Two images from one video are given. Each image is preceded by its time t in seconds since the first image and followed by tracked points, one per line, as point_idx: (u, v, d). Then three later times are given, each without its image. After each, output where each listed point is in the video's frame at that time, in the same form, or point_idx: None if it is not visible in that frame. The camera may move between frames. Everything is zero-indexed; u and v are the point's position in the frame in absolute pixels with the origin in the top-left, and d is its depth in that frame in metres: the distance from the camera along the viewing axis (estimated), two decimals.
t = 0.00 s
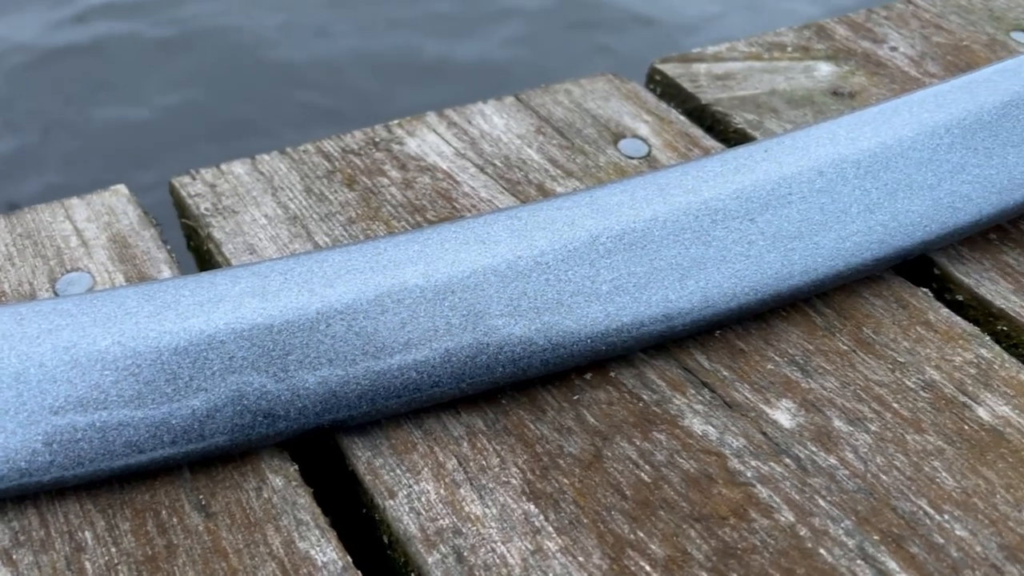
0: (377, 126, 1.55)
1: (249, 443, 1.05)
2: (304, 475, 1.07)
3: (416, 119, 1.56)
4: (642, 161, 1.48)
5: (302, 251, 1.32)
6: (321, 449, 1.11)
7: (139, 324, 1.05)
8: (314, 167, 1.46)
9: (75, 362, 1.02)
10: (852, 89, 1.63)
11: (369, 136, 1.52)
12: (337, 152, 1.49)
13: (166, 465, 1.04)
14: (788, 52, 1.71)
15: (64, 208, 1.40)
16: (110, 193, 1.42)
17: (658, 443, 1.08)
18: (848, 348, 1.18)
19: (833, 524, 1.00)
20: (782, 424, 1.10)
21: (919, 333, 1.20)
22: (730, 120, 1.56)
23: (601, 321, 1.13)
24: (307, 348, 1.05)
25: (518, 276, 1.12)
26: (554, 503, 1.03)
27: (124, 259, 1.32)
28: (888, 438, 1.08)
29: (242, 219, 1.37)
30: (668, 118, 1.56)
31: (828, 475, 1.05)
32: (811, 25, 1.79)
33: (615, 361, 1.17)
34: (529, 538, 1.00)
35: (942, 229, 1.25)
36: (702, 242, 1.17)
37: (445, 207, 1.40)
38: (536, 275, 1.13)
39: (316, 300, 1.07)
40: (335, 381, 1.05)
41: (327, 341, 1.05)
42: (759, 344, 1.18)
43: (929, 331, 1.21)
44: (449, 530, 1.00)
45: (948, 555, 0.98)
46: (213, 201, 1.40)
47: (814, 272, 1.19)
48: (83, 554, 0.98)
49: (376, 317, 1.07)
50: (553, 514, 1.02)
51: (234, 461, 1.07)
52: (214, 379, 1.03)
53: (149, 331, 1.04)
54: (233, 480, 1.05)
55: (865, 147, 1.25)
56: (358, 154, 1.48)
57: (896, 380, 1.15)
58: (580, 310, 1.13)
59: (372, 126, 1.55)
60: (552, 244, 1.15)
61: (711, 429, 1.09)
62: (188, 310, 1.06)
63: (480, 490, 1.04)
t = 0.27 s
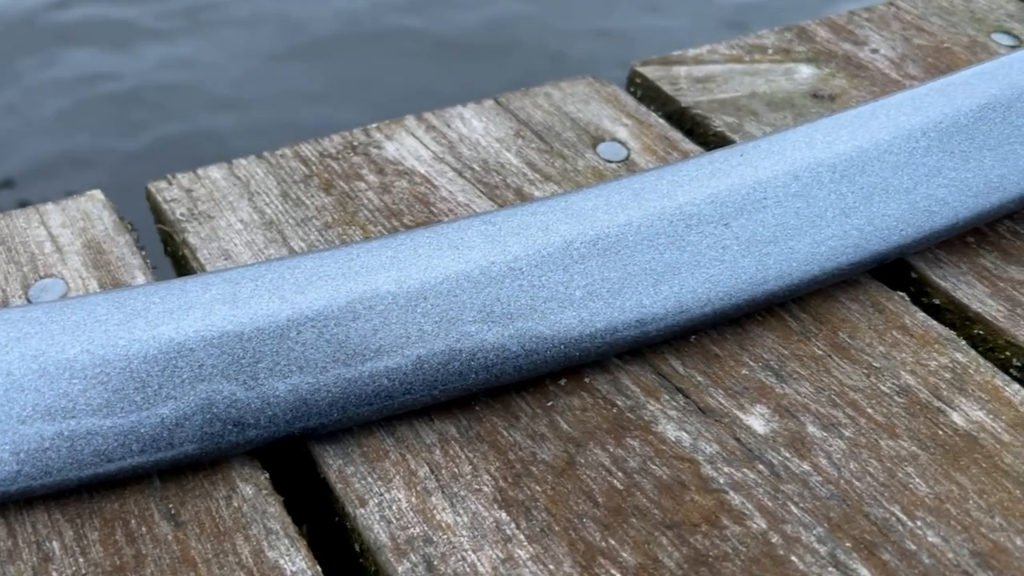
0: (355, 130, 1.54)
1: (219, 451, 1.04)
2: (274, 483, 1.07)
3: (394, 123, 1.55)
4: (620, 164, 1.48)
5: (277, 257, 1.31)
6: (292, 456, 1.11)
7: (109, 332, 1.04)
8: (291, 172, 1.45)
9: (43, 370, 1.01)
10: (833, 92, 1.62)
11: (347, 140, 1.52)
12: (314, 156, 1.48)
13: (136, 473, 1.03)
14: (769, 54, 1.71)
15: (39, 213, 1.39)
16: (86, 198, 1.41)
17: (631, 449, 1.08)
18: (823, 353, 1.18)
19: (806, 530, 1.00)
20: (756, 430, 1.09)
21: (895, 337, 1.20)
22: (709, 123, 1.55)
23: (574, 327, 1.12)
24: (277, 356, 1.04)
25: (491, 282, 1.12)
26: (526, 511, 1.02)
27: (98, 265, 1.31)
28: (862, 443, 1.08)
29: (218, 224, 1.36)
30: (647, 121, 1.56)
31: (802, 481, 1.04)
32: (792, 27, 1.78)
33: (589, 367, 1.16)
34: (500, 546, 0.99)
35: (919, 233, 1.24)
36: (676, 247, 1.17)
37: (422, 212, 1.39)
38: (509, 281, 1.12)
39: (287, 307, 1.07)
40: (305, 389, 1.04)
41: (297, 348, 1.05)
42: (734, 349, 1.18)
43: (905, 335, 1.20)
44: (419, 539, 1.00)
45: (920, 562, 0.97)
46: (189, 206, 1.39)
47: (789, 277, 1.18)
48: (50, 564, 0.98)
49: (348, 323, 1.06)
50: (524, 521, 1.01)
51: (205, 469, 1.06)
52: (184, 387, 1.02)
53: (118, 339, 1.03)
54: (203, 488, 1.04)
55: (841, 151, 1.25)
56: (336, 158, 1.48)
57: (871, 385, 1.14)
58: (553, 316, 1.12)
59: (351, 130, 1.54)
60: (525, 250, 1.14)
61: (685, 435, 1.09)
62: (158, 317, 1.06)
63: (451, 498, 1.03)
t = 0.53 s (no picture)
0: (332, 135, 1.54)
1: (188, 461, 1.04)
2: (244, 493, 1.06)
3: (371, 128, 1.55)
4: (597, 170, 1.47)
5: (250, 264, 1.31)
6: (264, 463, 1.10)
7: (75, 342, 1.03)
8: (266, 178, 1.44)
9: (8, 381, 1.00)
10: (811, 96, 1.62)
11: (323, 145, 1.51)
12: (290, 162, 1.47)
13: (103, 484, 1.03)
14: (748, 58, 1.71)
15: (12, 220, 1.38)
16: (59, 206, 1.41)
17: (602, 457, 1.07)
18: (797, 360, 1.17)
19: (776, 539, 1.00)
20: (728, 437, 1.09)
21: (869, 343, 1.20)
22: (687, 128, 1.55)
23: (545, 335, 1.12)
24: (245, 365, 1.04)
25: (462, 290, 1.11)
26: (495, 521, 1.02)
27: (71, 272, 1.31)
28: (834, 451, 1.08)
29: (192, 231, 1.36)
30: (625, 126, 1.55)
31: (772, 490, 1.04)
32: (772, 31, 1.78)
33: (562, 374, 1.16)
34: (469, 557, 0.99)
35: (893, 238, 1.24)
36: (648, 254, 1.16)
37: (398, 218, 1.38)
38: (480, 289, 1.11)
39: (256, 316, 1.06)
40: (274, 398, 1.04)
41: (266, 358, 1.04)
42: (707, 356, 1.18)
43: (879, 341, 1.20)
44: (388, 549, 0.99)
45: (890, 570, 0.97)
46: (163, 213, 1.39)
47: (761, 284, 1.18)
48: None
49: (317, 332, 1.06)
50: (493, 531, 1.01)
51: (174, 479, 1.05)
52: (151, 397, 1.02)
53: (85, 349, 1.02)
54: (171, 499, 1.04)
55: (816, 157, 1.25)
56: (312, 164, 1.47)
57: (844, 392, 1.14)
58: (525, 324, 1.12)
59: (327, 136, 1.54)
60: (497, 257, 1.14)
61: (656, 443, 1.08)
62: (125, 326, 1.05)
63: (420, 508, 1.02)
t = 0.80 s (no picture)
0: (308, 142, 1.53)
1: (155, 473, 1.03)
2: (213, 505, 1.06)
3: (348, 134, 1.54)
4: (574, 176, 1.47)
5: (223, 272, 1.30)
6: (235, 474, 1.10)
7: (42, 353, 1.03)
8: (241, 185, 1.44)
9: None
10: (790, 101, 1.62)
11: (299, 152, 1.51)
12: (265, 169, 1.47)
13: (70, 496, 1.02)
14: (727, 62, 1.70)
15: None
16: (33, 214, 1.40)
17: (573, 467, 1.07)
18: (770, 368, 1.17)
19: (745, 549, 0.99)
20: (699, 446, 1.09)
21: (843, 350, 1.19)
22: (665, 133, 1.55)
23: (517, 343, 1.11)
24: (213, 376, 1.03)
25: (433, 299, 1.10)
26: (465, 532, 1.01)
27: (43, 281, 1.30)
28: (805, 459, 1.07)
29: (165, 239, 1.35)
30: (602, 132, 1.55)
31: (743, 499, 1.04)
32: (752, 35, 1.78)
33: (534, 384, 1.15)
34: (437, 568, 0.98)
35: (867, 245, 1.24)
36: (620, 262, 1.16)
37: (373, 225, 1.38)
38: (451, 297, 1.11)
39: (224, 326, 1.06)
40: (242, 409, 1.04)
41: (234, 368, 1.04)
42: (680, 363, 1.17)
43: (852, 349, 1.20)
44: (356, 561, 0.99)
45: None
46: (138, 221, 1.38)
47: (734, 291, 1.18)
48: None
49: (285, 343, 1.05)
50: (462, 542, 1.00)
51: (142, 490, 1.05)
52: (118, 409, 1.01)
53: (52, 360, 1.02)
54: (139, 510, 1.03)
55: (788, 164, 1.25)
56: (287, 171, 1.47)
57: (816, 400, 1.14)
58: (496, 332, 1.11)
59: (304, 142, 1.53)
60: (469, 266, 1.13)
61: (627, 452, 1.08)
62: (93, 337, 1.04)
63: (389, 519, 1.02)
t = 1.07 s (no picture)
0: (284, 148, 1.53)
1: (123, 484, 1.03)
2: (181, 514, 1.06)
3: (324, 141, 1.54)
4: (551, 183, 1.47)
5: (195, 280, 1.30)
6: (205, 485, 1.10)
7: (8, 365, 1.02)
8: (216, 193, 1.43)
9: None
10: (768, 106, 1.62)
11: (275, 159, 1.50)
12: (240, 176, 1.46)
13: (37, 509, 1.02)
14: (705, 68, 1.70)
15: None
16: (6, 222, 1.39)
17: (543, 477, 1.06)
18: (742, 376, 1.17)
19: (713, 560, 0.99)
20: (669, 455, 1.08)
21: (815, 358, 1.19)
22: (642, 139, 1.55)
23: (488, 352, 1.11)
24: (181, 387, 1.03)
25: (403, 309, 1.10)
26: (433, 543, 1.01)
27: (14, 290, 1.29)
28: (776, 469, 1.07)
29: (139, 247, 1.35)
30: (579, 138, 1.55)
31: (712, 509, 1.03)
32: (731, 40, 1.78)
33: (506, 393, 1.15)
34: None
35: (839, 253, 1.24)
36: (592, 271, 1.16)
37: (347, 232, 1.38)
38: (422, 307, 1.10)
39: (192, 337, 1.05)
40: (210, 421, 1.03)
41: (202, 379, 1.03)
42: (652, 371, 1.17)
43: (825, 356, 1.19)
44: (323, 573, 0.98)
45: None
46: (112, 228, 1.38)
47: (705, 300, 1.19)
48: None
49: (254, 353, 1.05)
50: (430, 553, 1.00)
51: (110, 501, 1.04)
52: (85, 421, 1.01)
53: (18, 373, 1.01)
54: (106, 522, 1.03)
55: (761, 172, 1.25)
56: (262, 178, 1.46)
57: (788, 408, 1.13)
58: (467, 342, 1.11)
59: (280, 149, 1.53)
60: (439, 275, 1.13)
61: (598, 461, 1.08)
62: (60, 349, 1.04)
63: (357, 530, 1.02)
